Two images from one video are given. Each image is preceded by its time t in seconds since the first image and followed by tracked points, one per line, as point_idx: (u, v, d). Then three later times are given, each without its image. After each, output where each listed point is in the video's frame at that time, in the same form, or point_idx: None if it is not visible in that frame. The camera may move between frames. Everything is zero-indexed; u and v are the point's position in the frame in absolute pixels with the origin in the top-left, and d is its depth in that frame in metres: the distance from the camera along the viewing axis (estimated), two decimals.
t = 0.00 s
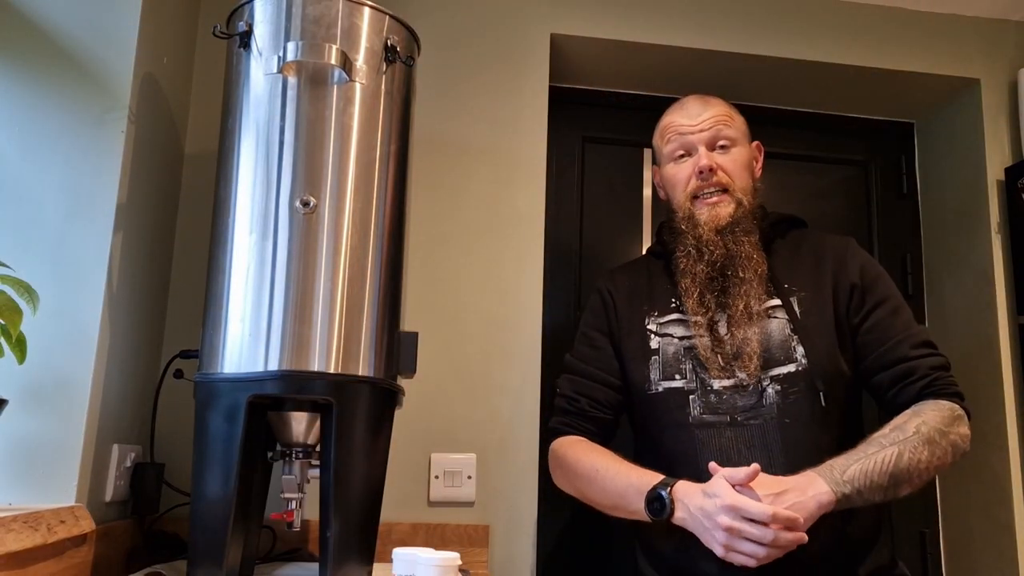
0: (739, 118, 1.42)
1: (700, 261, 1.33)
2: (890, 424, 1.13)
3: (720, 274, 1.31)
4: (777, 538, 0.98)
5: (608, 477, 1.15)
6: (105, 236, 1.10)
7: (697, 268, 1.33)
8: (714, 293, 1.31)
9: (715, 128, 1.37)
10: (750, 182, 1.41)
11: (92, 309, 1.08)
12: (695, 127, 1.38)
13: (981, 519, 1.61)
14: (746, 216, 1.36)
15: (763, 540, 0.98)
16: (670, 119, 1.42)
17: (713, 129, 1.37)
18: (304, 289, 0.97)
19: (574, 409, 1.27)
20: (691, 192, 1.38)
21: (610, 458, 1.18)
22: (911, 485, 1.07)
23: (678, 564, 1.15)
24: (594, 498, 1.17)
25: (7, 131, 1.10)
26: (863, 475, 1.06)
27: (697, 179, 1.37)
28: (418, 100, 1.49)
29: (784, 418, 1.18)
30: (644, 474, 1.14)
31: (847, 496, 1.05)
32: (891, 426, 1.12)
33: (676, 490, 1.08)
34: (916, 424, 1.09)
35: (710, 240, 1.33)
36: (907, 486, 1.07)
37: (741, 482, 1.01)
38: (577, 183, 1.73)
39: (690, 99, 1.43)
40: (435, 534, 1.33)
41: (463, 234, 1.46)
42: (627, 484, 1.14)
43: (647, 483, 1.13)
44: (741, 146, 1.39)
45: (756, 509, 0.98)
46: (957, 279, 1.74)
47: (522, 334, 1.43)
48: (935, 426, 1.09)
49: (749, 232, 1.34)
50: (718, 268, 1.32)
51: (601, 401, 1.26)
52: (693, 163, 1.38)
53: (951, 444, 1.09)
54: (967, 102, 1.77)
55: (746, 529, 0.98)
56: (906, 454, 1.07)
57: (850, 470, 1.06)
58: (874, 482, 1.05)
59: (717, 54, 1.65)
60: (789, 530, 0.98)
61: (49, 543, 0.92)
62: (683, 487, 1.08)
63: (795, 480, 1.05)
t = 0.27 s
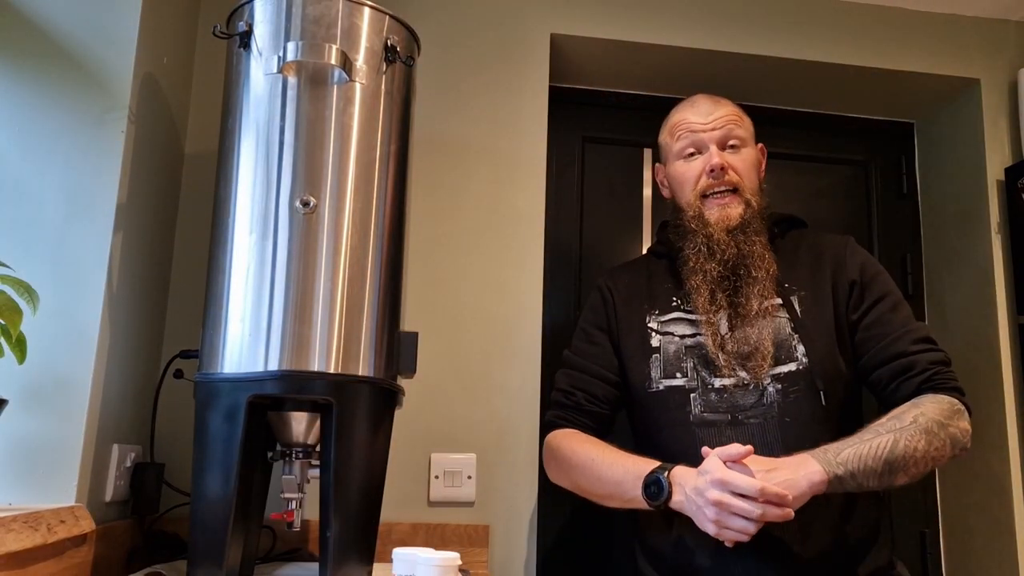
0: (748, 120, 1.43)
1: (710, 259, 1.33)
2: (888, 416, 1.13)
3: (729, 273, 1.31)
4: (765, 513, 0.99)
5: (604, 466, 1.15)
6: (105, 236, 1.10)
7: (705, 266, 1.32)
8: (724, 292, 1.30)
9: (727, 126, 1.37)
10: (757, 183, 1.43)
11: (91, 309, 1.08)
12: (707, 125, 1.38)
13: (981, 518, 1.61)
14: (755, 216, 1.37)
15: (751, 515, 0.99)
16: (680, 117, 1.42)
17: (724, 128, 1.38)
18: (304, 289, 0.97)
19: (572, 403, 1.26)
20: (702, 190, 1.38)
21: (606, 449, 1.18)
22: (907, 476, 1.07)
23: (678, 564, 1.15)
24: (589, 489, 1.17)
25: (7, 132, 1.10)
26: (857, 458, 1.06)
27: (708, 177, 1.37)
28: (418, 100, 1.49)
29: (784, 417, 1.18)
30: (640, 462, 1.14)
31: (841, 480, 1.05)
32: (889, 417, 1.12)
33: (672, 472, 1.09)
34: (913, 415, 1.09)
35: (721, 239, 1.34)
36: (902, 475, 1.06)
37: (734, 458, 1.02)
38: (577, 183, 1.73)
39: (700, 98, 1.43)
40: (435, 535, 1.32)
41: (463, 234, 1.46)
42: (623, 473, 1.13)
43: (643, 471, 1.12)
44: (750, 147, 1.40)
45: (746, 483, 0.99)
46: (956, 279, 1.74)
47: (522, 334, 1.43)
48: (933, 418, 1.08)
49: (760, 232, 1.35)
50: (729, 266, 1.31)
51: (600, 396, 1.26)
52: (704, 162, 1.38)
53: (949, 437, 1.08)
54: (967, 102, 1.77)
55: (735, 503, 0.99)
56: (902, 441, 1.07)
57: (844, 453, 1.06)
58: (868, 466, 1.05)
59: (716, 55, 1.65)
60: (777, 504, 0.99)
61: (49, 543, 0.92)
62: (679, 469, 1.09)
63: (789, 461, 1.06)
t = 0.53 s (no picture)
0: (752, 120, 1.43)
1: (711, 260, 1.33)
2: (890, 417, 1.13)
3: (731, 273, 1.31)
4: (770, 511, 0.99)
5: (608, 466, 1.15)
6: (105, 236, 1.10)
7: (706, 266, 1.32)
8: (725, 292, 1.30)
9: (729, 127, 1.38)
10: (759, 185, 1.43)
11: (91, 309, 1.08)
12: (710, 126, 1.38)
13: (981, 518, 1.61)
14: (757, 216, 1.37)
15: (756, 513, 0.99)
16: (683, 117, 1.43)
17: (727, 129, 1.38)
18: (304, 289, 0.97)
19: (573, 401, 1.26)
20: (705, 191, 1.37)
21: (610, 449, 1.18)
22: (908, 477, 1.07)
23: (678, 564, 1.15)
24: (593, 488, 1.16)
25: (6, 131, 1.10)
26: (860, 458, 1.06)
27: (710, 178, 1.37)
28: (419, 100, 1.49)
29: (786, 417, 1.18)
30: (644, 462, 1.14)
31: (844, 479, 1.04)
32: (891, 418, 1.12)
33: (678, 471, 1.08)
34: (916, 416, 1.10)
35: (723, 239, 1.33)
36: (904, 475, 1.06)
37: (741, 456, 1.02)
38: (577, 183, 1.73)
39: (703, 99, 1.43)
40: (435, 535, 1.32)
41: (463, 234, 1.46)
42: (627, 472, 1.13)
43: (648, 470, 1.12)
44: (752, 149, 1.41)
45: (752, 481, 0.99)
46: (957, 279, 1.74)
47: (522, 334, 1.43)
48: (935, 419, 1.09)
49: (761, 232, 1.35)
50: (729, 266, 1.32)
51: (601, 395, 1.25)
52: (707, 162, 1.38)
53: (951, 439, 1.09)
54: (967, 102, 1.76)
55: (741, 501, 0.99)
56: (904, 442, 1.07)
57: (847, 453, 1.06)
58: (870, 466, 1.05)
59: (716, 55, 1.65)
60: (782, 502, 0.99)
61: (49, 544, 0.92)
62: (685, 469, 1.09)
63: (792, 460, 1.06)
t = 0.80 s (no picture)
0: (751, 121, 1.43)
1: (713, 260, 1.33)
2: (891, 415, 1.13)
3: (732, 274, 1.32)
4: (772, 502, 0.98)
5: (611, 462, 1.15)
6: (106, 236, 1.10)
7: (707, 266, 1.32)
8: (726, 293, 1.30)
9: (730, 129, 1.38)
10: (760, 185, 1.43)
11: (91, 309, 1.08)
12: (710, 128, 1.38)
13: (981, 518, 1.61)
14: (758, 217, 1.37)
15: (758, 503, 0.99)
16: (683, 118, 1.43)
17: (728, 130, 1.38)
18: (304, 290, 0.97)
19: (574, 401, 1.25)
20: (706, 194, 1.38)
21: (611, 445, 1.18)
22: (910, 475, 1.07)
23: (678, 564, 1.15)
24: (594, 485, 1.16)
25: (6, 131, 1.10)
26: (863, 453, 1.06)
27: (711, 179, 1.38)
28: (419, 100, 1.49)
29: (788, 418, 1.18)
30: (646, 459, 1.14)
31: (847, 473, 1.04)
32: (893, 416, 1.12)
33: (681, 466, 1.09)
34: (918, 415, 1.10)
35: (723, 238, 1.33)
36: (906, 473, 1.06)
37: (743, 448, 1.03)
38: (577, 183, 1.73)
39: (703, 99, 1.44)
40: (434, 534, 1.32)
41: (463, 234, 1.46)
42: (630, 468, 1.13)
43: (650, 466, 1.12)
44: (753, 149, 1.41)
45: (752, 470, 0.99)
46: (957, 279, 1.74)
47: (522, 334, 1.43)
48: (937, 418, 1.09)
49: (762, 232, 1.35)
50: (730, 266, 1.32)
51: (603, 394, 1.25)
52: (708, 164, 1.38)
53: (953, 438, 1.09)
54: (967, 101, 1.76)
55: (742, 491, 0.99)
56: (906, 440, 1.07)
57: (850, 448, 1.06)
58: (873, 462, 1.05)
59: (716, 55, 1.65)
60: (784, 493, 0.99)
61: (49, 543, 0.92)
62: (689, 463, 1.09)
63: (794, 454, 1.06)
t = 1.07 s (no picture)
0: (751, 121, 1.43)
1: (709, 260, 1.33)
2: (892, 419, 1.13)
3: (733, 275, 1.32)
4: (775, 518, 0.99)
5: (614, 469, 1.15)
6: (105, 236, 1.10)
7: (707, 266, 1.32)
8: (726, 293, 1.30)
9: (729, 130, 1.38)
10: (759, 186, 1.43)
11: (91, 309, 1.08)
12: (709, 129, 1.38)
13: (981, 518, 1.61)
14: (757, 217, 1.37)
15: (761, 520, 0.99)
16: (683, 119, 1.43)
17: (727, 131, 1.38)
18: (304, 290, 0.97)
19: (576, 402, 1.25)
20: (705, 194, 1.38)
21: (614, 451, 1.18)
22: (912, 479, 1.07)
23: (678, 564, 1.15)
24: (596, 489, 1.16)
25: (5, 130, 1.10)
26: (864, 463, 1.06)
27: (710, 180, 1.37)
28: (419, 100, 1.49)
29: (789, 418, 1.18)
30: (650, 466, 1.14)
31: (849, 484, 1.04)
32: (893, 421, 1.12)
33: (684, 477, 1.09)
34: (918, 419, 1.09)
35: (719, 238, 1.33)
36: (908, 480, 1.07)
37: (745, 464, 1.02)
38: (577, 183, 1.73)
39: (703, 99, 1.44)
40: (434, 534, 1.32)
41: (463, 234, 1.46)
42: (633, 476, 1.13)
43: (653, 475, 1.12)
44: (752, 150, 1.41)
45: (755, 488, 0.99)
46: (957, 279, 1.74)
47: (522, 334, 1.43)
48: (937, 422, 1.09)
49: (761, 232, 1.35)
50: (727, 266, 1.32)
51: (604, 395, 1.25)
52: (707, 165, 1.38)
53: (953, 441, 1.09)
54: (967, 101, 1.76)
55: (745, 508, 0.99)
56: (907, 446, 1.07)
57: (851, 457, 1.06)
58: (875, 471, 1.05)
59: (716, 55, 1.65)
60: (786, 510, 0.99)
61: (49, 544, 0.92)
62: (691, 474, 1.09)
63: (795, 467, 1.05)
